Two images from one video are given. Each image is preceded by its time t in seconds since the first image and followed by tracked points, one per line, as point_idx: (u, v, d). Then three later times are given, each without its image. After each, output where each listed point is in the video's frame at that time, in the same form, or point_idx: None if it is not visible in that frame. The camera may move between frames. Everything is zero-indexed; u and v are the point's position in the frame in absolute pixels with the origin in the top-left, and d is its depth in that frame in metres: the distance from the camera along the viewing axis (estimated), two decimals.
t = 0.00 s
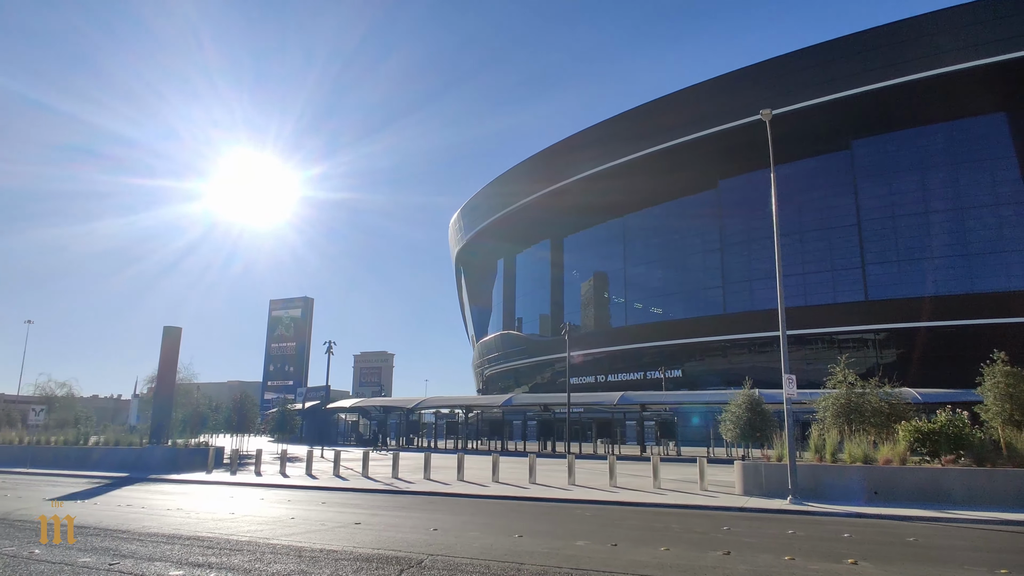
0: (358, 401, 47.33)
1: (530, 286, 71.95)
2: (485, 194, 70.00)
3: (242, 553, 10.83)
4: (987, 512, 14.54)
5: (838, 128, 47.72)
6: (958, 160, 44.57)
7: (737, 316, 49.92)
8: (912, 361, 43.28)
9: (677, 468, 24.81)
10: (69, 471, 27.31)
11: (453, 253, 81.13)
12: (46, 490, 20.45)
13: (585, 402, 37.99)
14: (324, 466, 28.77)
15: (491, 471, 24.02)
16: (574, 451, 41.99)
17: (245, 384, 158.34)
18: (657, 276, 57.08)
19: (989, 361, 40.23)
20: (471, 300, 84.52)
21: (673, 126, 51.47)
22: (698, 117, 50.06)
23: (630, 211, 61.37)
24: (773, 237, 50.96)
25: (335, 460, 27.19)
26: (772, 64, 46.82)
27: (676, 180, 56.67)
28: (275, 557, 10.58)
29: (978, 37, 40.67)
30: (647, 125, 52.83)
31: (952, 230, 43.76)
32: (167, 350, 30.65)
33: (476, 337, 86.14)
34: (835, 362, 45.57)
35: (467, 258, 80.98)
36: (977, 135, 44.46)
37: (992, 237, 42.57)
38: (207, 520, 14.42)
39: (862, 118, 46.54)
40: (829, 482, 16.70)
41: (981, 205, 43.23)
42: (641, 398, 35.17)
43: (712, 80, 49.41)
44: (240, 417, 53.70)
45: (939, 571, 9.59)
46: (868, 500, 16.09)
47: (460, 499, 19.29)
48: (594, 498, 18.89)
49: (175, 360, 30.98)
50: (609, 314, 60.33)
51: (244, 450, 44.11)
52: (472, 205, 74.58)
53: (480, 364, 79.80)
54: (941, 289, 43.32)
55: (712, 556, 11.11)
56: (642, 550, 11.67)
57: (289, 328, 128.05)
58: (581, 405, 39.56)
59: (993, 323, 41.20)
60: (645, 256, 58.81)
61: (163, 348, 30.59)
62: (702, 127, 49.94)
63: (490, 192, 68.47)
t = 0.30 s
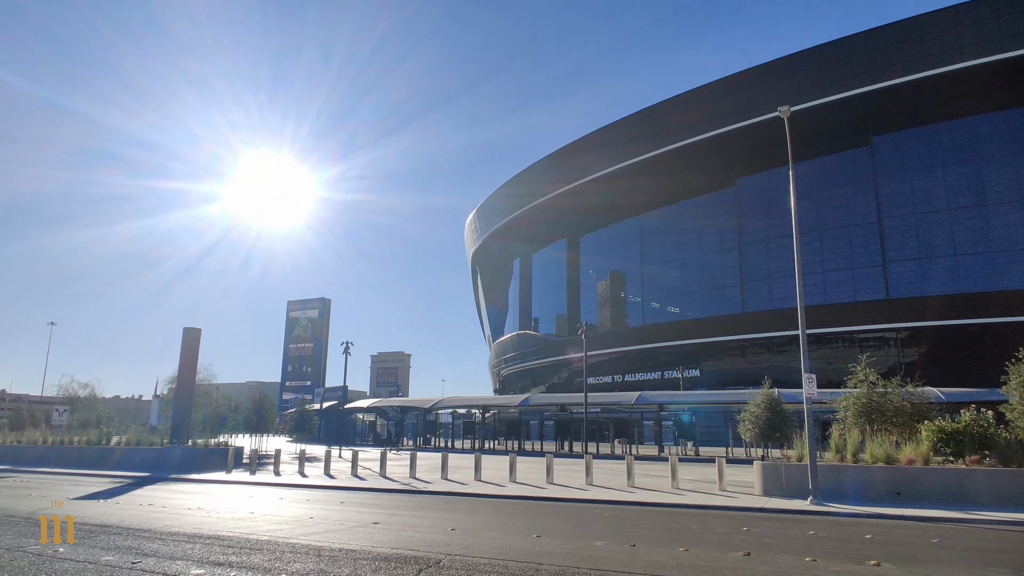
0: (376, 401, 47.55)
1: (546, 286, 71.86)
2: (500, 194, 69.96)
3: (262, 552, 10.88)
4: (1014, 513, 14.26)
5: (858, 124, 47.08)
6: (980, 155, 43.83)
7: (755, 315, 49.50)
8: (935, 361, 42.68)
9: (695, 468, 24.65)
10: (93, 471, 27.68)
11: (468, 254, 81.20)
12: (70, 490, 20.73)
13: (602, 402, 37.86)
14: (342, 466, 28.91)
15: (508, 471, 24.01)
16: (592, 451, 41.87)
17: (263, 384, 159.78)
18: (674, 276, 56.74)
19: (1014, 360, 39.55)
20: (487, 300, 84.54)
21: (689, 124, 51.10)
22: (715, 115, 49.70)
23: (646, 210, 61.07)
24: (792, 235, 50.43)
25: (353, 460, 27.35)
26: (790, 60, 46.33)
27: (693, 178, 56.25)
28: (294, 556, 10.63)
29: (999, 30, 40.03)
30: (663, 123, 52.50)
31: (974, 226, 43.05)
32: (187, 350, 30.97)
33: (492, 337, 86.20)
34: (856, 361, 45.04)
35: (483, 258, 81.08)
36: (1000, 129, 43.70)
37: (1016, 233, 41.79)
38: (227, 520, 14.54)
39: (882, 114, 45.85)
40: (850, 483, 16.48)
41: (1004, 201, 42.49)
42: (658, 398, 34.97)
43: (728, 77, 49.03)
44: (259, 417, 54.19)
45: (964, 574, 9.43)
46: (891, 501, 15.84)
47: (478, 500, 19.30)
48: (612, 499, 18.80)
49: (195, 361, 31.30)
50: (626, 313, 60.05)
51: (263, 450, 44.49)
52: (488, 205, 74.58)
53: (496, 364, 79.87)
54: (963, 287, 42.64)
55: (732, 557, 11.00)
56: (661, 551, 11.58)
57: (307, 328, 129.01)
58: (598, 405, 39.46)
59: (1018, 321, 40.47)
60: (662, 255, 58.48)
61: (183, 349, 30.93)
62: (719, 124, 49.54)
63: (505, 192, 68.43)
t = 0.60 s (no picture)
0: (390, 402, 47.71)
1: (559, 286, 71.76)
2: (514, 194, 69.94)
3: (279, 552, 10.95)
4: None
5: (875, 122, 46.53)
6: (999, 152, 43.20)
7: (770, 315, 49.16)
8: (955, 360, 42.16)
9: (711, 469, 24.53)
10: (112, 471, 27.97)
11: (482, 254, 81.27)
12: (89, 489, 20.96)
13: (616, 403, 37.76)
14: (357, 467, 29.03)
15: (522, 471, 23.98)
16: (606, 452, 41.73)
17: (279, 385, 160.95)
18: (688, 276, 56.47)
19: None
20: (500, 301, 84.55)
21: (703, 123, 50.85)
22: (729, 113, 49.41)
23: (660, 209, 60.77)
24: (807, 234, 49.98)
25: (367, 460, 27.48)
26: (805, 57, 45.94)
27: (707, 177, 55.92)
28: (311, 556, 10.69)
29: (1019, 25, 39.45)
30: (677, 122, 52.25)
31: (994, 224, 42.46)
32: (203, 352, 31.26)
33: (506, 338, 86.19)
34: (874, 361, 44.59)
35: (496, 258, 81.08)
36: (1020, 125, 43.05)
37: None
38: (244, 520, 14.65)
39: (899, 111, 45.29)
40: (869, 483, 16.30)
41: None
42: (673, 398, 34.82)
43: (742, 75, 48.70)
44: (274, 417, 54.59)
45: None
46: (911, 503, 15.64)
47: (493, 500, 19.31)
48: (627, 499, 18.70)
49: (211, 361, 31.58)
50: (640, 313, 59.80)
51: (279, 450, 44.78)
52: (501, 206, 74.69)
53: (510, 364, 79.89)
54: (983, 285, 42.07)
55: (748, 559, 10.91)
56: (677, 552, 11.50)
57: (322, 329, 129.75)
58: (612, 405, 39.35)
59: None
60: (675, 255, 58.20)
61: (199, 351, 31.21)
62: (733, 122, 49.21)
63: (519, 192, 68.37)
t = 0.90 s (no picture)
0: (404, 402, 47.84)
1: (573, 286, 71.62)
2: (527, 194, 69.89)
3: (295, 551, 10.99)
4: None
5: (892, 118, 45.98)
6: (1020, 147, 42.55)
7: (786, 313, 48.76)
8: (975, 359, 41.58)
9: (727, 469, 24.35)
10: (130, 471, 28.26)
11: (495, 255, 81.25)
12: (109, 489, 21.19)
13: (630, 403, 37.58)
14: (372, 467, 29.10)
15: (537, 471, 23.94)
16: (621, 452, 41.57)
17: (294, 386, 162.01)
18: (702, 275, 56.14)
19: None
20: (513, 301, 84.47)
21: (717, 121, 50.58)
22: (743, 111, 49.11)
23: (674, 208, 60.46)
24: (823, 232, 49.50)
25: (382, 460, 27.57)
26: (820, 53, 45.55)
27: (722, 176, 55.57)
28: (326, 556, 10.71)
29: None
30: (690, 120, 51.99)
31: (1014, 221, 41.83)
32: (219, 351, 31.53)
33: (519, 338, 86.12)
34: (892, 360, 44.08)
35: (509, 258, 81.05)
36: None
37: None
38: (260, 519, 14.73)
39: (917, 107, 44.71)
40: (888, 484, 16.10)
41: None
42: (688, 398, 34.59)
43: (757, 72, 48.38)
44: (289, 417, 54.91)
45: None
46: (931, 504, 15.45)
47: (508, 500, 19.28)
48: (642, 500, 18.60)
49: (227, 361, 31.85)
50: (654, 312, 59.51)
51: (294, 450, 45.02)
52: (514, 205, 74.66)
53: (523, 364, 79.83)
54: (1003, 283, 41.45)
55: (766, 559, 10.82)
56: (693, 553, 11.43)
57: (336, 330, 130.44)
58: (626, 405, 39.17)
59: None
60: (689, 254, 57.88)
61: (215, 352, 31.49)
62: (748, 120, 48.90)
63: (532, 192, 68.34)
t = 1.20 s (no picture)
0: (419, 403, 47.97)
1: (587, 286, 71.41)
2: (540, 194, 69.83)
3: (313, 551, 11.04)
4: None
5: (911, 114, 45.40)
6: None
7: (804, 313, 48.34)
8: (999, 358, 40.93)
9: (745, 470, 24.14)
10: (149, 471, 28.56)
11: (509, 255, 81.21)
12: (129, 489, 21.43)
13: (646, 403, 37.40)
14: (388, 467, 29.19)
15: (552, 472, 23.88)
16: (637, 452, 41.39)
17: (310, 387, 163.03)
18: (718, 274, 55.79)
19: None
20: (528, 301, 84.41)
21: (731, 119, 50.26)
22: (758, 109, 48.71)
23: (689, 207, 60.07)
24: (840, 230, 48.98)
25: (398, 461, 27.66)
26: (836, 50, 45.06)
27: (738, 174, 55.20)
28: (344, 555, 10.75)
29: None
30: (705, 118, 51.66)
31: None
32: (237, 353, 31.80)
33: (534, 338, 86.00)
34: (913, 359, 43.54)
35: (523, 259, 80.99)
36: None
37: None
38: (278, 519, 14.83)
39: (936, 103, 44.15)
40: (910, 485, 15.88)
41: None
42: (705, 399, 34.33)
43: (772, 69, 47.97)
44: (305, 418, 55.23)
45: None
46: (954, 505, 15.23)
47: (524, 501, 19.24)
48: (659, 500, 18.50)
49: (244, 362, 32.11)
50: (669, 312, 59.23)
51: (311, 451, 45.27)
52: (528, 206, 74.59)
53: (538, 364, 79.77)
54: None
55: (785, 561, 10.73)
56: (711, 554, 11.35)
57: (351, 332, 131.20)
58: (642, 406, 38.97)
59: None
60: (705, 253, 57.49)
61: (232, 353, 31.76)
62: (763, 118, 48.52)
63: (546, 192, 68.20)
